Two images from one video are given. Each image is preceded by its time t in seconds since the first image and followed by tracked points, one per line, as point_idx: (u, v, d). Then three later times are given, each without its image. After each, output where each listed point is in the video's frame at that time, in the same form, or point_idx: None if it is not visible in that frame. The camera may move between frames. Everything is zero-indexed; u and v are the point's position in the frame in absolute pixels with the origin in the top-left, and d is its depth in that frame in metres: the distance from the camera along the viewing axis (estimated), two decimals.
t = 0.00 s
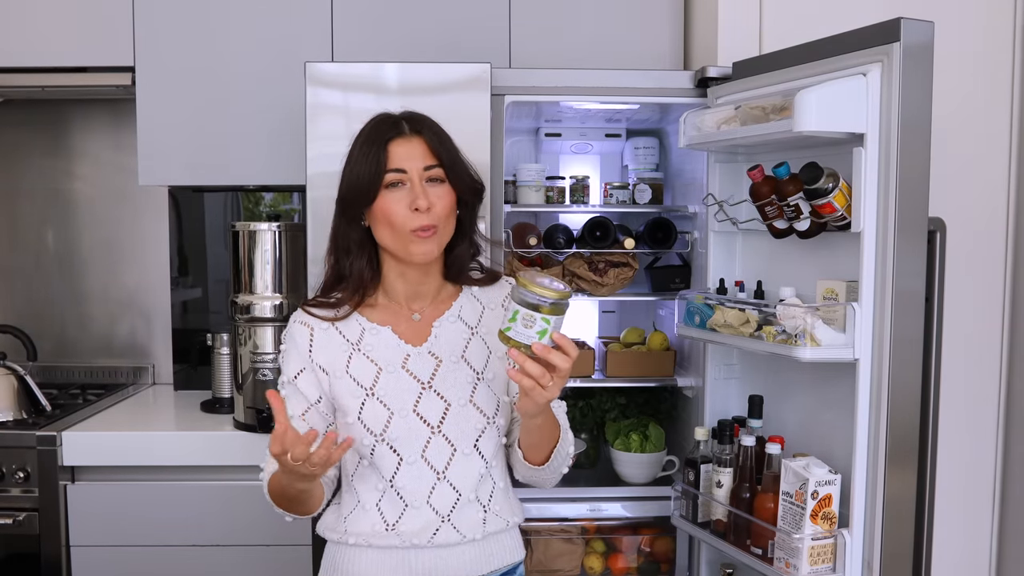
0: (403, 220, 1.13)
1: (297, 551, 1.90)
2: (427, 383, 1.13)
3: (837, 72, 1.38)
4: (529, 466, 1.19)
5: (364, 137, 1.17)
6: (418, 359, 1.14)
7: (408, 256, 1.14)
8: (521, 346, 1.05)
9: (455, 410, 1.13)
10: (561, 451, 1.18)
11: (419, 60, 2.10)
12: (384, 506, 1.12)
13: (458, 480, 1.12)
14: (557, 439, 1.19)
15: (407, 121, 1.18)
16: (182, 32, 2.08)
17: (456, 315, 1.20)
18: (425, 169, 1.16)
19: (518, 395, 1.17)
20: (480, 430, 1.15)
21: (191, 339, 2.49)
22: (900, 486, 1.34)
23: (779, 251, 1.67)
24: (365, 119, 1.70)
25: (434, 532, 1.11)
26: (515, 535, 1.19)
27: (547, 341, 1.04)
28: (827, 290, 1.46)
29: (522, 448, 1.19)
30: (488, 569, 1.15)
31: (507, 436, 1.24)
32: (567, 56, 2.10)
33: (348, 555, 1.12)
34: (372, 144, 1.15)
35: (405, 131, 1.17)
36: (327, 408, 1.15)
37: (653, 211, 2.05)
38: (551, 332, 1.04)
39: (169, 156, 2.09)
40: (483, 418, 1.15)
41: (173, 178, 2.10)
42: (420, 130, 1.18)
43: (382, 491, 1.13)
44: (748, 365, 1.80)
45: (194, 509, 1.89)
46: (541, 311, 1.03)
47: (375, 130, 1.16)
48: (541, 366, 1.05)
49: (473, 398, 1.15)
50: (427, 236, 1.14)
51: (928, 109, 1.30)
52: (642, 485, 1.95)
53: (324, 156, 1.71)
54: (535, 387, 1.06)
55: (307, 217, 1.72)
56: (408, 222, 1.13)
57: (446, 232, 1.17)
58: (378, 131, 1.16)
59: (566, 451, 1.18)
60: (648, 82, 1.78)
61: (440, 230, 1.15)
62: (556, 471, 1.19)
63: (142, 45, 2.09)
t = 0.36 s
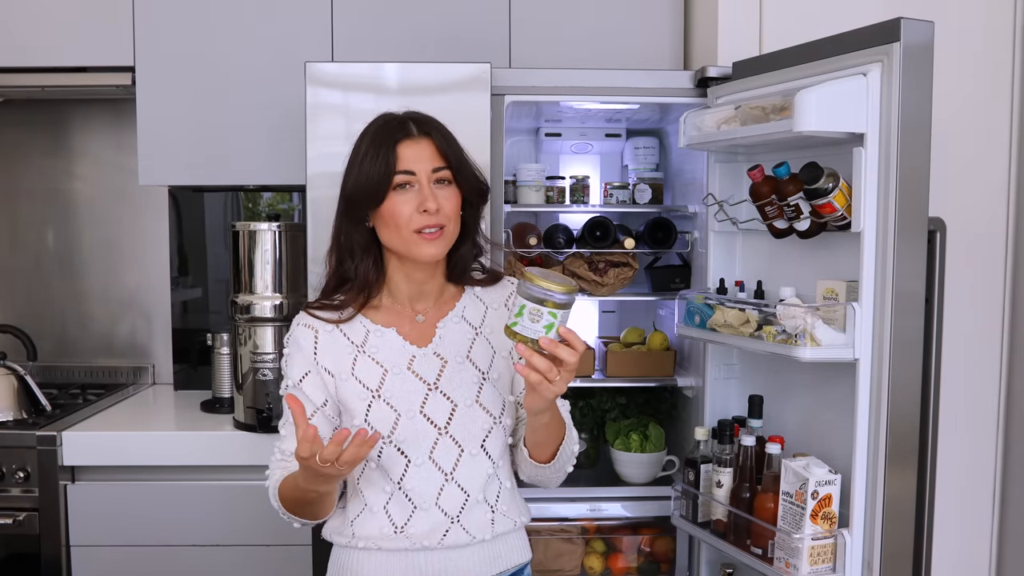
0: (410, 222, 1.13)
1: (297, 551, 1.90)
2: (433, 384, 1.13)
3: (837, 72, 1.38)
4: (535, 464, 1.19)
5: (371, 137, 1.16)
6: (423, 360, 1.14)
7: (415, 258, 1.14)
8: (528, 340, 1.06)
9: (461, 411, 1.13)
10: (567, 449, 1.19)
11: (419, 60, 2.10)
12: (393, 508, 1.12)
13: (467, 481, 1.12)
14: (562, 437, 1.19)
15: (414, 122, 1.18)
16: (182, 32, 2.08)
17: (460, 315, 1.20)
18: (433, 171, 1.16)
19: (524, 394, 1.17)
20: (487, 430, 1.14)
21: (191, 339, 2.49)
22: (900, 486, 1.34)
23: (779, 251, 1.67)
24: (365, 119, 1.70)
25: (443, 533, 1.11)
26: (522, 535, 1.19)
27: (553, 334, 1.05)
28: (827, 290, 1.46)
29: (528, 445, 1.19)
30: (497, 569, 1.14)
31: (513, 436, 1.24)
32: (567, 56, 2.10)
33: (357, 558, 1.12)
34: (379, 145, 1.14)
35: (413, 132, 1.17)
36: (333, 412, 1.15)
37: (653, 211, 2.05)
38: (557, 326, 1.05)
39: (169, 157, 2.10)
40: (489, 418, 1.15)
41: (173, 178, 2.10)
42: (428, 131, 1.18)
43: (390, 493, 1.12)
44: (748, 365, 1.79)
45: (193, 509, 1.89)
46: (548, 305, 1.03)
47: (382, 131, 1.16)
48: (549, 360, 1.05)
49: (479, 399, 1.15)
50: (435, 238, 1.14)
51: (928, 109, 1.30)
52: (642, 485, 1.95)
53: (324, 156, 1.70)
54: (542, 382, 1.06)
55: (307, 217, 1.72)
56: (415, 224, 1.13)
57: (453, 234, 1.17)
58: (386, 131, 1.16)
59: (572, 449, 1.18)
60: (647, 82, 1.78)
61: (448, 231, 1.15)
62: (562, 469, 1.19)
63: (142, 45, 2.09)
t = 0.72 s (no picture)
0: (423, 212, 1.12)
1: (297, 551, 1.90)
2: (436, 384, 1.13)
3: (837, 71, 1.38)
4: (536, 465, 1.19)
5: (381, 132, 1.16)
6: (426, 360, 1.14)
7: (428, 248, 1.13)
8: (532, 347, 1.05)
9: (464, 411, 1.13)
10: (568, 449, 1.19)
11: (419, 60, 2.10)
12: (396, 508, 1.12)
13: (470, 481, 1.12)
14: (563, 438, 1.19)
15: (425, 117, 1.18)
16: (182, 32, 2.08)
17: (463, 315, 1.20)
18: (445, 163, 1.16)
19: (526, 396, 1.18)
20: (490, 430, 1.14)
21: (191, 339, 2.49)
22: (900, 486, 1.34)
23: (779, 251, 1.67)
24: (365, 119, 1.70)
25: (446, 533, 1.11)
26: (523, 534, 1.19)
27: (557, 340, 1.05)
28: (827, 290, 1.46)
29: (529, 446, 1.19)
30: (499, 569, 1.14)
31: (517, 435, 1.25)
32: (567, 56, 2.10)
33: (361, 557, 1.12)
34: (392, 138, 1.14)
35: (424, 126, 1.17)
36: (336, 412, 1.15)
37: (653, 211, 2.05)
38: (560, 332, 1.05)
39: (170, 156, 2.09)
40: (492, 418, 1.15)
41: (173, 178, 2.10)
42: (439, 127, 1.18)
43: (393, 494, 1.12)
44: (748, 365, 1.79)
45: (193, 509, 1.88)
46: (552, 311, 1.03)
47: (393, 125, 1.16)
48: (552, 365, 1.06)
49: (482, 399, 1.15)
50: (447, 228, 1.13)
51: (928, 109, 1.30)
52: (641, 485, 1.95)
53: (324, 156, 1.70)
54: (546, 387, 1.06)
55: (307, 217, 1.72)
56: (428, 213, 1.12)
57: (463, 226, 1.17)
58: (398, 125, 1.16)
59: (573, 448, 1.18)
60: (647, 83, 1.78)
61: (459, 223, 1.15)
62: (564, 468, 1.19)
63: (142, 45, 2.09)
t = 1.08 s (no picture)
0: (429, 214, 1.12)
1: (297, 551, 1.90)
2: (434, 380, 1.13)
3: (836, 71, 1.38)
4: (534, 451, 1.18)
5: (391, 134, 1.15)
6: (424, 356, 1.14)
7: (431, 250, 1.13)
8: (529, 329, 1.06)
9: (461, 406, 1.13)
10: (568, 440, 1.18)
11: (419, 60, 2.10)
12: (395, 503, 1.12)
13: (468, 476, 1.12)
14: (563, 427, 1.18)
15: (435, 121, 1.19)
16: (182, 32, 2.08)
17: (458, 312, 1.20)
18: (451, 167, 1.16)
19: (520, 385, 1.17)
20: (486, 425, 1.15)
21: (191, 339, 2.49)
22: (900, 486, 1.33)
23: (779, 251, 1.67)
24: (365, 119, 1.70)
25: (446, 528, 1.11)
26: (522, 530, 1.20)
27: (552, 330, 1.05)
28: (827, 290, 1.46)
29: (528, 433, 1.18)
30: (498, 564, 1.14)
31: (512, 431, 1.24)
32: (567, 56, 2.10)
33: (361, 553, 1.12)
34: (403, 139, 1.14)
35: (433, 130, 1.18)
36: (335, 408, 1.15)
37: (653, 211, 2.05)
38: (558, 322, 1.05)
39: (170, 156, 2.10)
40: (488, 413, 1.16)
41: (173, 178, 2.10)
42: (448, 131, 1.19)
43: (393, 489, 1.12)
44: (748, 365, 1.79)
45: (193, 509, 1.88)
46: (554, 300, 1.04)
47: (404, 127, 1.16)
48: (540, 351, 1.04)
49: (478, 394, 1.15)
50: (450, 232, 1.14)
51: (928, 109, 1.30)
52: (641, 485, 1.95)
53: (324, 156, 1.70)
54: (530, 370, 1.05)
55: (307, 217, 1.72)
56: (435, 216, 1.12)
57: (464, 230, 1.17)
58: (409, 127, 1.16)
59: (574, 441, 1.18)
60: (647, 83, 1.78)
61: (462, 227, 1.16)
62: (563, 465, 1.19)
63: (142, 45, 2.09)
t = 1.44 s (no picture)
0: (418, 218, 1.12)
1: (297, 551, 1.90)
2: (429, 376, 1.13)
3: (837, 71, 1.38)
4: (521, 443, 1.18)
5: (381, 139, 1.15)
6: (420, 353, 1.15)
7: (418, 255, 1.13)
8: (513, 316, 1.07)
9: (456, 402, 1.13)
10: (558, 437, 1.17)
11: (419, 60, 2.10)
12: (391, 498, 1.10)
13: (463, 471, 1.12)
14: (552, 423, 1.17)
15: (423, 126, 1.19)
16: (182, 31, 2.08)
17: (452, 310, 1.21)
18: (440, 171, 1.16)
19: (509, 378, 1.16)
20: (481, 421, 1.14)
21: (191, 339, 2.49)
22: (900, 486, 1.34)
23: (779, 252, 1.67)
24: (365, 119, 1.70)
25: (442, 522, 1.11)
26: (517, 526, 1.20)
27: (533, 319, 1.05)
28: (827, 290, 1.46)
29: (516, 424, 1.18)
30: (493, 560, 1.15)
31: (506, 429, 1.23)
32: (567, 56, 2.10)
33: (358, 548, 1.11)
34: (392, 144, 1.14)
35: (421, 134, 1.17)
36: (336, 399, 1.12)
37: (653, 211, 2.05)
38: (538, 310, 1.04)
39: (169, 156, 2.09)
40: (482, 409, 1.15)
41: (173, 178, 2.10)
42: (436, 135, 1.19)
43: (388, 485, 1.10)
44: (748, 365, 1.79)
45: (194, 509, 1.89)
46: (536, 288, 1.04)
47: (393, 131, 1.16)
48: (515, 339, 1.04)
49: (472, 390, 1.15)
50: (437, 235, 1.14)
51: (928, 110, 1.30)
52: (642, 485, 1.96)
53: (324, 156, 1.70)
54: (506, 357, 1.05)
55: (307, 218, 1.72)
56: (423, 221, 1.12)
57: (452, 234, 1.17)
58: (396, 131, 1.16)
59: (565, 439, 1.17)
60: (647, 82, 1.78)
61: (450, 230, 1.15)
62: (556, 463, 1.19)
63: (142, 44, 2.09)
